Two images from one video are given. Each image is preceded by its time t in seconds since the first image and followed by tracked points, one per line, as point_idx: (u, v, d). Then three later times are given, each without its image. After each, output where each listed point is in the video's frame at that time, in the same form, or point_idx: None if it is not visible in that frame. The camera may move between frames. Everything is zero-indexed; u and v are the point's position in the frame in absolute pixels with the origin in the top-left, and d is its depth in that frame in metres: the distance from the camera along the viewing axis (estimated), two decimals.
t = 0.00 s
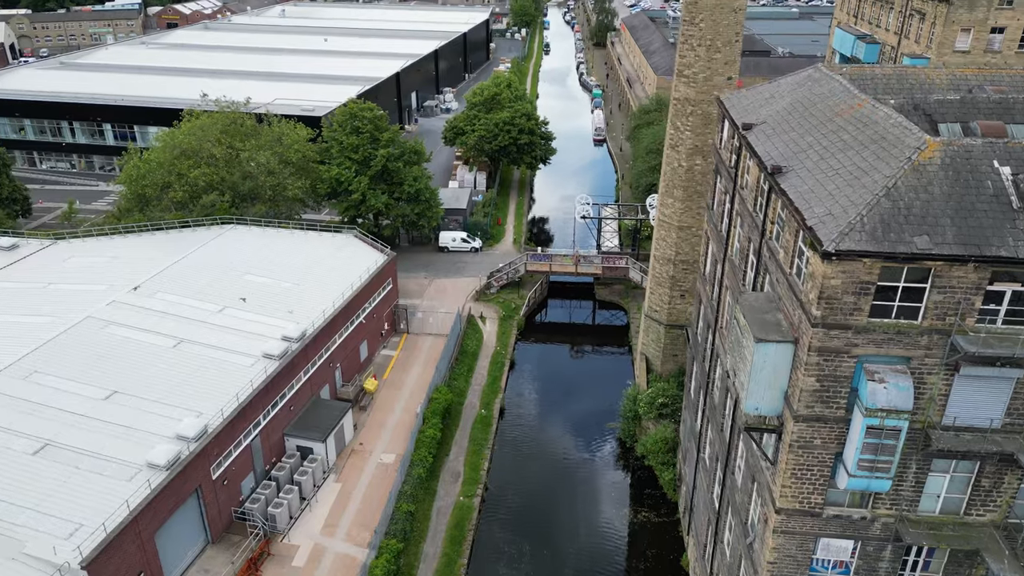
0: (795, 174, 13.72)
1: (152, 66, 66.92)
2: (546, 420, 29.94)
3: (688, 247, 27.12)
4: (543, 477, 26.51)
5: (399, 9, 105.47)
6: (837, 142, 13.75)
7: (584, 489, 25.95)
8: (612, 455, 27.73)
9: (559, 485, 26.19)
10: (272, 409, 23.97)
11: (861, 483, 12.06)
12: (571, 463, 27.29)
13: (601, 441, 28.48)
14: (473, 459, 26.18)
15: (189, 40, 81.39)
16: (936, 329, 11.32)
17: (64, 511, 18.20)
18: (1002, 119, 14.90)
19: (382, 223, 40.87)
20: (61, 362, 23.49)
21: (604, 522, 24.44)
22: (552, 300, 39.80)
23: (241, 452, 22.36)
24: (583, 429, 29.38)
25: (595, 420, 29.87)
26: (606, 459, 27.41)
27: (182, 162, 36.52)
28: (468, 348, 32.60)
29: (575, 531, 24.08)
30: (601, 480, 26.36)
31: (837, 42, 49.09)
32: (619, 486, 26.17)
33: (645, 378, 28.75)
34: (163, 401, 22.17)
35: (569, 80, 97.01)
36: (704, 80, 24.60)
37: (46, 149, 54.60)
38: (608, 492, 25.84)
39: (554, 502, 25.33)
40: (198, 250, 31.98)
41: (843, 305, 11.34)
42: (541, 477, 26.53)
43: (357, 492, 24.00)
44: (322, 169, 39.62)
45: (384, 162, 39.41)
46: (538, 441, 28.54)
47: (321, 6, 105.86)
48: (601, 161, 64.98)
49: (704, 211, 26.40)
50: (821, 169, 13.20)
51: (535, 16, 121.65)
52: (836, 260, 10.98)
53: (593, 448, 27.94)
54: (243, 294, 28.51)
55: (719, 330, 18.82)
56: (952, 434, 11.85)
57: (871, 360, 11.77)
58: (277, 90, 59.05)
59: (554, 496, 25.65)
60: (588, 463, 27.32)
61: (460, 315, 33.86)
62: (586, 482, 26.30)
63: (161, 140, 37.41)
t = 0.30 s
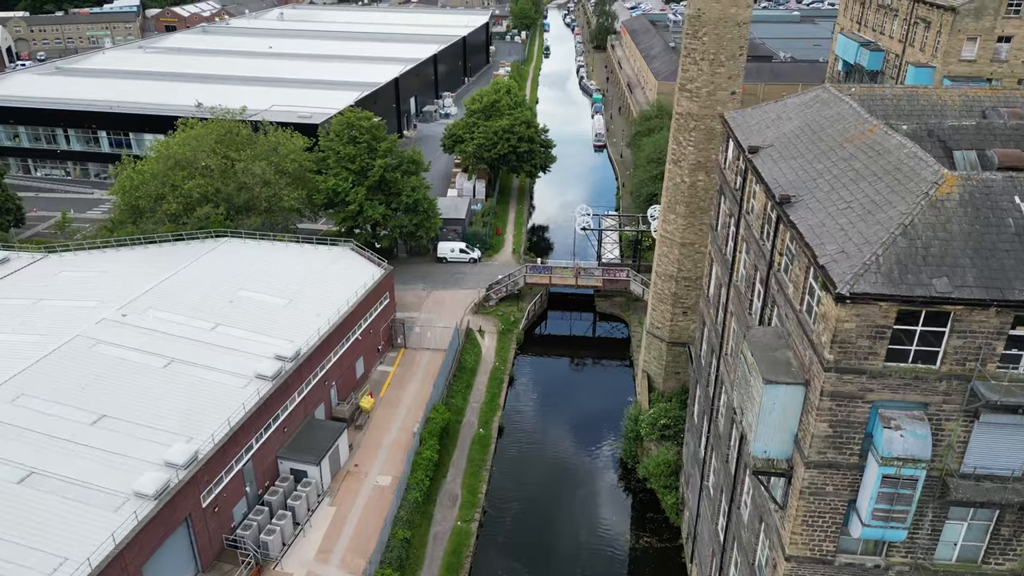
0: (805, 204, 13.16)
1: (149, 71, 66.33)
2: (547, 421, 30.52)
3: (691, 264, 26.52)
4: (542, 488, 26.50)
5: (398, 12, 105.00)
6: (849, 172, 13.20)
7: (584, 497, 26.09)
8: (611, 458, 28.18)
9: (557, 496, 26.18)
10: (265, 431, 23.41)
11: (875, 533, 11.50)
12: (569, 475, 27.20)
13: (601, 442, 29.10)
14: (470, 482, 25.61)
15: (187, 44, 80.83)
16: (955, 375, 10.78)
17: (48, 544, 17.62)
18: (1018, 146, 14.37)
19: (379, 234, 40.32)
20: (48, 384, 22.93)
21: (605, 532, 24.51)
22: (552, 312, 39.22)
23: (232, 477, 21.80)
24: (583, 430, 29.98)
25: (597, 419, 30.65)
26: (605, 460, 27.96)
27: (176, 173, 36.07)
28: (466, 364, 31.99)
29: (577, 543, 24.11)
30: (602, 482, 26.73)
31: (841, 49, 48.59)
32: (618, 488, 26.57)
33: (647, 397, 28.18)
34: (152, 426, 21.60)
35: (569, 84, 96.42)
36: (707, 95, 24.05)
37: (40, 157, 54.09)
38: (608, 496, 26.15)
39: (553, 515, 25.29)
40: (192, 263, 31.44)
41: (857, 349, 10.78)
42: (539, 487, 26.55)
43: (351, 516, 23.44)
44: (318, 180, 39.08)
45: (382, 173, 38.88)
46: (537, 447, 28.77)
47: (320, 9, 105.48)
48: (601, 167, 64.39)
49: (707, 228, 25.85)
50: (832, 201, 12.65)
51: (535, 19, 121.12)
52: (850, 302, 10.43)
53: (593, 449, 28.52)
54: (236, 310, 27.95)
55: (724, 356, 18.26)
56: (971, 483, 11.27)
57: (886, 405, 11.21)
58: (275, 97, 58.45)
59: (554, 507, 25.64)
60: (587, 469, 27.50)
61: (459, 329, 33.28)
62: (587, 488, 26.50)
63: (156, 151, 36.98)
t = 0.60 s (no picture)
0: (814, 238, 12.64)
1: (145, 77, 65.78)
2: (542, 425, 31.07)
3: (693, 281, 25.97)
4: (542, 495, 26.85)
5: (398, 15, 104.51)
6: (861, 204, 12.68)
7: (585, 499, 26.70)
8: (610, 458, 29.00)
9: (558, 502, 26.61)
10: (258, 455, 22.89)
11: None
12: (568, 488, 27.27)
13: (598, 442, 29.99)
14: (468, 506, 25.07)
15: (184, 48, 80.33)
16: (975, 426, 10.27)
17: None
18: None
19: (376, 245, 39.77)
20: (36, 408, 22.42)
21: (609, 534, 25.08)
22: (552, 324, 38.67)
23: (223, 504, 21.29)
24: (582, 432, 30.80)
25: (595, 419, 31.59)
26: (604, 459, 28.81)
27: (171, 185, 35.66)
28: (464, 381, 31.41)
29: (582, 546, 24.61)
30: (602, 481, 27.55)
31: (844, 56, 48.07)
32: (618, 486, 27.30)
33: (649, 416, 27.63)
34: (141, 452, 21.06)
35: (569, 88, 95.83)
36: (710, 111, 23.52)
37: (35, 164, 53.60)
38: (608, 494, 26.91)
39: (555, 522, 25.64)
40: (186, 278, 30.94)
41: (872, 399, 10.24)
42: (539, 494, 26.97)
43: (347, 541, 22.97)
44: (314, 191, 38.60)
45: (379, 184, 38.34)
46: (535, 453, 29.26)
47: (319, 13, 104.99)
48: (601, 173, 63.84)
49: (710, 245, 25.32)
50: (844, 236, 12.14)
51: (535, 21, 120.59)
52: (864, 351, 9.89)
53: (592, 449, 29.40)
54: (230, 328, 27.42)
55: (729, 385, 17.75)
56: (990, 537, 10.73)
57: (902, 456, 10.68)
58: (272, 103, 57.89)
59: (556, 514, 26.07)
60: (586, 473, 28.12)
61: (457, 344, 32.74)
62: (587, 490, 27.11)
63: (150, 162, 36.55)
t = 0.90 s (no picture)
0: (824, 272, 12.12)
1: (142, 82, 65.26)
2: (541, 425, 31.62)
3: (695, 299, 25.42)
4: (543, 498, 27.11)
5: (397, 18, 103.98)
6: (873, 238, 12.14)
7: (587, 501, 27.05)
8: (610, 458, 29.44)
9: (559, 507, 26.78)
10: (250, 480, 22.35)
11: None
12: (568, 491, 27.58)
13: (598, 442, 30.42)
14: (466, 530, 24.51)
15: (182, 53, 79.84)
16: (997, 481, 9.76)
17: None
18: None
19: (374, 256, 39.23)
20: (23, 432, 21.89)
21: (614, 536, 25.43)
22: (551, 336, 38.12)
23: (214, 531, 20.76)
24: (581, 431, 31.38)
25: (596, 419, 32.20)
26: (605, 459, 29.25)
27: (165, 197, 35.12)
28: (462, 398, 30.80)
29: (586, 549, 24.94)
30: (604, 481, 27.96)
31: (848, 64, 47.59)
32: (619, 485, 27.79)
33: (650, 436, 27.09)
34: (130, 479, 20.52)
35: (569, 92, 95.26)
36: (713, 127, 23.01)
37: (29, 172, 53.08)
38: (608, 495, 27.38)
39: (556, 524, 25.93)
40: (179, 293, 30.41)
41: (889, 452, 9.70)
42: (540, 497, 27.15)
43: (342, 567, 22.45)
44: (311, 202, 38.05)
45: (377, 195, 37.81)
46: (534, 451, 29.80)
47: (318, 16, 104.55)
48: (601, 178, 63.33)
49: (713, 262, 24.78)
50: (857, 273, 11.59)
51: (535, 24, 120.17)
52: (882, 404, 9.36)
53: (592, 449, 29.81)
54: (223, 346, 26.88)
55: (734, 414, 17.20)
56: None
57: (919, 509, 10.18)
58: (269, 110, 57.35)
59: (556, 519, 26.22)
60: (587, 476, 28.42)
61: (455, 360, 32.15)
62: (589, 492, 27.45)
63: (144, 173, 35.96)
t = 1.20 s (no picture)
0: (838, 312, 11.60)
1: (139, 88, 64.72)
2: (542, 426, 32.52)
3: (699, 318, 24.84)
4: (544, 493, 27.91)
5: (396, 22, 103.42)
6: (889, 276, 11.61)
7: (588, 498, 27.71)
8: (610, 458, 30.11)
9: (560, 506, 27.35)
10: (243, 505, 21.84)
11: None
12: (568, 486, 28.41)
13: (597, 442, 31.14)
14: (464, 554, 23.99)
15: (179, 57, 79.33)
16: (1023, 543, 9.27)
17: None
18: None
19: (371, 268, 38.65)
20: (9, 457, 21.35)
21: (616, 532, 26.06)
22: (551, 349, 37.55)
23: (205, 561, 20.23)
24: (580, 429, 32.27)
25: (595, 418, 33.07)
26: (604, 455, 30.21)
27: (159, 209, 34.54)
28: (460, 416, 30.18)
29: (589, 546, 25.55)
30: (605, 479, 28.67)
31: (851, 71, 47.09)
32: (619, 483, 28.55)
33: (652, 457, 26.55)
34: (117, 507, 19.95)
35: (569, 97, 94.69)
36: (717, 144, 22.49)
37: (24, 180, 52.52)
38: (610, 491, 28.09)
39: (556, 519, 26.71)
40: (172, 309, 29.85)
41: (910, 512, 9.17)
42: (542, 496, 27.73)
43: None
44: (307, 214, 37.50)
45: (374, 206, 37.28)
46: (535, 448, 30.63)
47: (316, 19, 104.04)
48: (601, 185, 62.78)
49: (716, 281, 24.24)
50: (872, 315, 11.06)
51: (535, 26, 119.73)
52: (902, 463, 8.83)
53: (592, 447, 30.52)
54: (216, 365, 26.31)
55: (740, 446, 16.69)
56: None
57: (940, 569, 9.68)
58: (267, 116, 56.80)
59: (557, 516, 26.82)
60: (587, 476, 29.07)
61: (453, 376, 31.53)
62: (589, 490, 28.13)
63: (137, 185, 35.39)
